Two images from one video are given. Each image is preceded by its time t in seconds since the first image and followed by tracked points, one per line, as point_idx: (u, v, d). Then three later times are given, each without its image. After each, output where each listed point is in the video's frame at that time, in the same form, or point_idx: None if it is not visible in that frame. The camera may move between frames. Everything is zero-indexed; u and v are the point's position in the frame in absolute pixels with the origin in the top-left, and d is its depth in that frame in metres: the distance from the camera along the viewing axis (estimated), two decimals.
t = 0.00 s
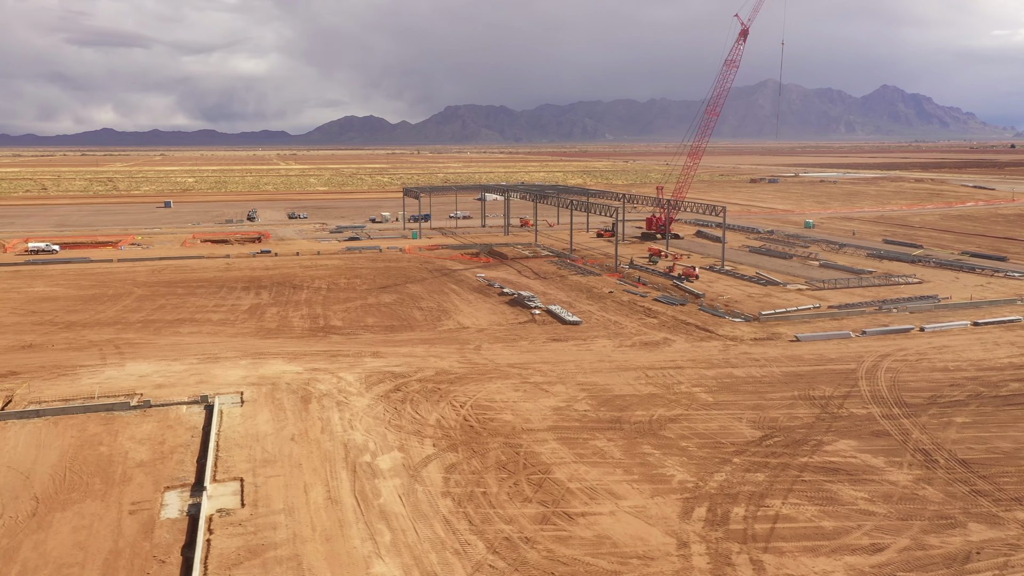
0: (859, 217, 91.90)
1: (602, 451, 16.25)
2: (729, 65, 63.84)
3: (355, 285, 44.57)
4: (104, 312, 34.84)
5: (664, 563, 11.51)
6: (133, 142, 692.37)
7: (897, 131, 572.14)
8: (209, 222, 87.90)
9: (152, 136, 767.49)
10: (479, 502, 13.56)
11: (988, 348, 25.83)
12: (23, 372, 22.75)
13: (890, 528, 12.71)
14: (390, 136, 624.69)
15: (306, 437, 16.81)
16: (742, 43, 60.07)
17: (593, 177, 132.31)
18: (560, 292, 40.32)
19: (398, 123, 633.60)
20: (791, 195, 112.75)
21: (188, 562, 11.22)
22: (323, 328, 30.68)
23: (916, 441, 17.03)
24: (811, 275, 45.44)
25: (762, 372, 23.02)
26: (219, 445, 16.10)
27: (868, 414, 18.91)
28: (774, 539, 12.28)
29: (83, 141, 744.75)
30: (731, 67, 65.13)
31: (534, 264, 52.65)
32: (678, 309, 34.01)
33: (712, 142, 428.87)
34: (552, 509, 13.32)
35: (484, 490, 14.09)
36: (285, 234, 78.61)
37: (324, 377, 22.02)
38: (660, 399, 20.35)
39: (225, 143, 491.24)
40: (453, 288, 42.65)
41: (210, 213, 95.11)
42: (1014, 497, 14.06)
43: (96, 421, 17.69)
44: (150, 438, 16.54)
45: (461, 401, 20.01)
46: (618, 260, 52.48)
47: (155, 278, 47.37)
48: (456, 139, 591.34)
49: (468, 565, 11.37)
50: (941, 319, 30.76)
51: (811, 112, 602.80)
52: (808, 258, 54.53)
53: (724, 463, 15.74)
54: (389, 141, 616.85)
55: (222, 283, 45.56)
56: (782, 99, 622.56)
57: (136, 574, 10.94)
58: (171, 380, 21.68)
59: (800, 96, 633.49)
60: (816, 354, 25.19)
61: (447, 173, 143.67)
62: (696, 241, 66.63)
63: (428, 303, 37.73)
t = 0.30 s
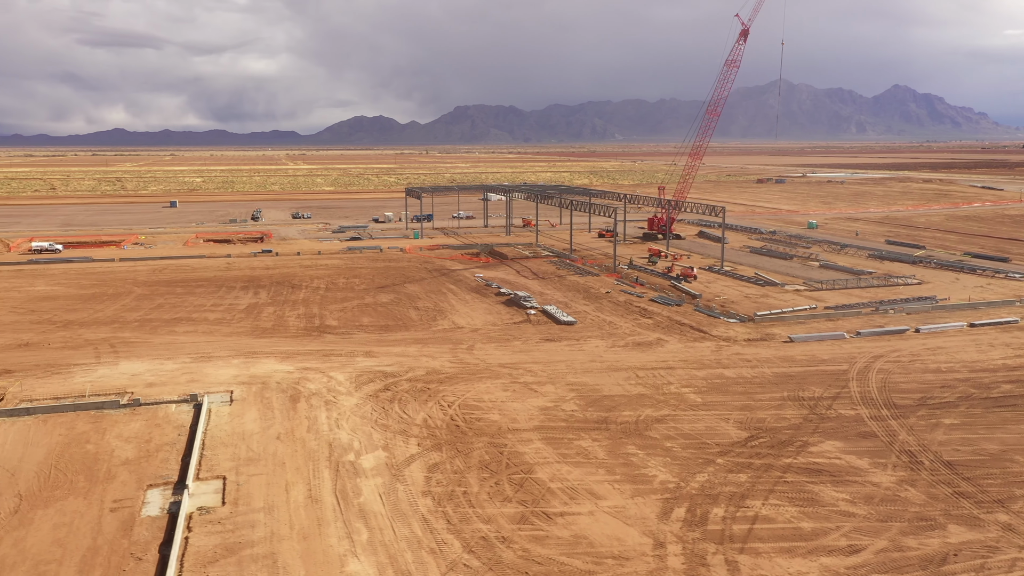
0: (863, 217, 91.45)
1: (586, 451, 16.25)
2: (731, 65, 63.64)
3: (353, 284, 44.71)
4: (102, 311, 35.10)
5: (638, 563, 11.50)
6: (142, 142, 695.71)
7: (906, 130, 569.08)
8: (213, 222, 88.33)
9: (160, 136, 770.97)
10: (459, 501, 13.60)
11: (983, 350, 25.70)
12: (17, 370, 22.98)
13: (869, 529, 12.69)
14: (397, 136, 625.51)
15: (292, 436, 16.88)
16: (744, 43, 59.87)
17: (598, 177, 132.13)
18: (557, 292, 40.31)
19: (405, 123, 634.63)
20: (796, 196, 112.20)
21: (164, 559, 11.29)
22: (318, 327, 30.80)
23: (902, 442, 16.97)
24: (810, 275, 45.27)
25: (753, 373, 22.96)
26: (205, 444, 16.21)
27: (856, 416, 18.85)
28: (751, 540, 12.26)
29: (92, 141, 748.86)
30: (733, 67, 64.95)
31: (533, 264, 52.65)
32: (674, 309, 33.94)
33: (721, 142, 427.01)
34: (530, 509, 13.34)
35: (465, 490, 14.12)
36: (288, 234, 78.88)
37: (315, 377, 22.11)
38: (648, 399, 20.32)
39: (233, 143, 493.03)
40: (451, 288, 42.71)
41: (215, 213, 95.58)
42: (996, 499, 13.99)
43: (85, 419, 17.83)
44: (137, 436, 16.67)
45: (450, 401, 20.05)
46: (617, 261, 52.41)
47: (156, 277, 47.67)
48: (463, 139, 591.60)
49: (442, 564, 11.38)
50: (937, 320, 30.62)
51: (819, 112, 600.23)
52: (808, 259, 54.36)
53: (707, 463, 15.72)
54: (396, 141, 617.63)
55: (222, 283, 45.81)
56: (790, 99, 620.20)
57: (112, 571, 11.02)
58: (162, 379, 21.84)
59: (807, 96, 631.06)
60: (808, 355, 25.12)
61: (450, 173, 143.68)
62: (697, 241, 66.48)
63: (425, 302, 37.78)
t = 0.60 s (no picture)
0: (867, 218, 90.87)
1: (570, 451, 16.26)
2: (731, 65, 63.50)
3: (351, 284, 44.83)
4: (100, 310, 35.34)
5: (612, 563, 11.51)
6: (149, 142, 698.67)
7: (914, 130, 566.22)
8: (216, 221, 88.71)
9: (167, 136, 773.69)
10: (438, 500, 13.65)
11: (976, 351, 25.60)
12: (10, 369, 23.18)
13: (847, 531, 12.66)
14: (403, 136, 626.38)
15: (278, 435, 16.94)
16: (744, 44, 59.71)
17: (603, 178, 132.26)
18: (553, 292, 40.30)
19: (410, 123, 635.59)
20: (801, 197, 111.77)
21: (141, 556, 11.37)
22: (312, 327, 30.91)
23: (887, 443, 16.94)
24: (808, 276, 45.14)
25: (743, 373, 22.92)
26: (191, 442, 16.32)
27: (843, 417, 18.79)
28: (727, 540, 12.26)
29: (100, 142, 752.09)
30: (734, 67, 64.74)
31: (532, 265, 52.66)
32: (669, 310, 33.90)
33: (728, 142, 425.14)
34: (509, 509, 13.37)
35: (445, 489, 14.16)
36: (290, 234, 79.09)
37: (305, 376, 22.19)
38: (636, 399, 20.31)
39: (239, 143, 494.17)
40: (448, 288, 42.78)
41: (219, 213, 95.97)
42: (978, 501, 13.94)
43: (74, 417, 17.96)
44: (124, 435, 16.77)
45: (437, 400, 20.09)
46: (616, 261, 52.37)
47: (156, 276, 47.96)
48: (468, 139, 591.84)
49: (417, 564, 11.40)
50: (933, 322, 30.45)
51: (826, 113, 598.22)
52: (808, 259, 54.19)
53: (690, 463, 15.69)
54: (402, 141, 618.34)
55: (221, 282, 46.02)
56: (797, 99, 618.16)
57: (88, 568, 11.10)
58: (153, 378, 21.99)
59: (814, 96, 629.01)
60: (800, 356, 25.06)
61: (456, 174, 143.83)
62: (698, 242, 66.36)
63: (421, 302, 37.84)
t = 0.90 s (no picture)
0: (872, 219, 90.32)
1: (554, 451, 16.28)
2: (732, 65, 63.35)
3: (348, 284, 44.98)
4: (97, 310, 35.60)
5: (587, 563, 11.53)
6: (157, 142, 702.32)
7: (922, 130, 563.23)
8: (219, 221, 89.13)
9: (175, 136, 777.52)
10: (418, 499, 13.70)
11: (970, 352, 25.48)
12: (5, 367, 23.40)
13: (825, 531, 12.65)
14: (409, 136, 627.51)
15: (263, 433, 17.02)
16: (744, 44, 59.52)
17: (607, 177, 132.11)
18: (550, 292, 40.31)
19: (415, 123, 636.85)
20: (805, 197, 111.25)
21: (118, 553, 11.45)
22: (307, 326, 31.03)
23: (873, 444, 16.88)
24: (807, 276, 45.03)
25: (734, 373, 22.89)
26: (177, 440, 16.43)
27: (831, 418, 18.73)
28: (704, 540, 12.26)
29: (108, 142, 756.87)
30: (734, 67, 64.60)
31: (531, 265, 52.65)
32: (664, 310, 33.89)
33: (735, 142, 423.45)
34: (488, 508, 13.40)
35: (426, 488, 14.20)
36: (292, 233, 79.34)
37: (296, 375, 22.27)
38: (624, 399, 20.30)
39: (246, 143, 496.44)
40: (445, 288, 42.85)
41: (223, 212, 96.48)
42: (959, 502, 13.88)
43: (63, 415, 18.14)
44: (111, 433, 16.90)
45: (425, 400, 20.14)
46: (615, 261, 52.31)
47: (156, 276, 48.26)
48: (474, 139, 592.36)
49: (391, 562, 11.44)
50: (928, 323, 30.33)
51: (832, 112, 595.83)
52: (808, 260, 54.00)
53: (673, 463, 15.69)
54: (408, 141, 619.49)
55: (221, 281, 46.24)
56: (803, 99, 615.94)
57: (65, 564, 11.19)
58: (145, 376, 22.16)
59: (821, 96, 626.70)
60: (792, 356, 25.00)
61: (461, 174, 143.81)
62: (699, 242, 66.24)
63: (417, 302, 37.91)
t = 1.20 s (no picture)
0: (876, 219, 89.80)
1: (537, 450, 16.30)
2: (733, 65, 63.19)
3: (346, 283, 45.08)
4: (95, 309, 35.82)
5: (561, 562, 11.54)
6: (164, 142, 705.12)
7: (930, 130, 560.30)
8: (223, 221, 89.40)
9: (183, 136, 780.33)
10: (398, 498, 13.73)
11: (963, 353, 25.37)
12: None
13: (802, 532, 12.63)
14: (415, 136, 628.22)
15: (249, 432, 17.11)
16: (744, 43, 59.31)
17: (611, 177, 131.85)
18: (546, 292, 40.30)
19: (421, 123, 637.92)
20: (810, 197, 110.73)
21: (95, 550, 11.53)
22: (301, 326, 31.13)
23: (858, 445, 16.83)
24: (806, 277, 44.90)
25: (723, 374, 22.87)
26: (162, 439, 16.53)
27: (818, 418, 18.69)
28: (680, 540, 12.27)
29: (116, 142, 760.53)
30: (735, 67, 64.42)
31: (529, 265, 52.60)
32: (659, 310, 33.85)
33: (742, 142, 421.69)
34: (467, 507, 13.44)
35: (407, 487, 14.24)
36: (294, 233, 79.56)
37: (286, 375, 22.35)
38: (612, 399, 20.30)
39: (254, 143, 498.09)
40: (443, 288, 42.90)
41: (227, 212, 96.88)
42: (940, 504, 13.84)
43: (52, 413, 18.29)
44: (98, 431, 17.03)
45: (413, 399, 20.20)
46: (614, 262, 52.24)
47: (156, 275, 48.53)
48: (480, 139, 592.39)
49: (366, 560, 11.48)
50: (924, 324, 30.21)
51: (839, 112, 593.42)
52: (808, 260, 53.76)
53: (656, 463, 15.68)
54: (414, 141, 620.19)
55: (220, 280, 46.40)
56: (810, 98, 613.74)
57: (42, 561, 11.29)
58: (136, 375, 22.30)
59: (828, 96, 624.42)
60: (783, 357, 24.95)
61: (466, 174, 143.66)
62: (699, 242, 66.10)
63: (413, 302, 37.98)
